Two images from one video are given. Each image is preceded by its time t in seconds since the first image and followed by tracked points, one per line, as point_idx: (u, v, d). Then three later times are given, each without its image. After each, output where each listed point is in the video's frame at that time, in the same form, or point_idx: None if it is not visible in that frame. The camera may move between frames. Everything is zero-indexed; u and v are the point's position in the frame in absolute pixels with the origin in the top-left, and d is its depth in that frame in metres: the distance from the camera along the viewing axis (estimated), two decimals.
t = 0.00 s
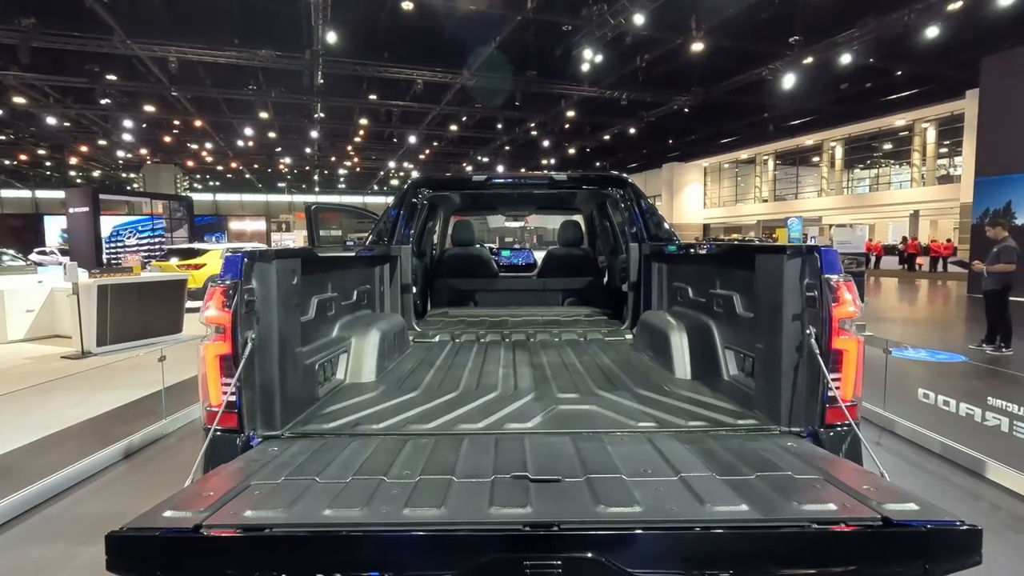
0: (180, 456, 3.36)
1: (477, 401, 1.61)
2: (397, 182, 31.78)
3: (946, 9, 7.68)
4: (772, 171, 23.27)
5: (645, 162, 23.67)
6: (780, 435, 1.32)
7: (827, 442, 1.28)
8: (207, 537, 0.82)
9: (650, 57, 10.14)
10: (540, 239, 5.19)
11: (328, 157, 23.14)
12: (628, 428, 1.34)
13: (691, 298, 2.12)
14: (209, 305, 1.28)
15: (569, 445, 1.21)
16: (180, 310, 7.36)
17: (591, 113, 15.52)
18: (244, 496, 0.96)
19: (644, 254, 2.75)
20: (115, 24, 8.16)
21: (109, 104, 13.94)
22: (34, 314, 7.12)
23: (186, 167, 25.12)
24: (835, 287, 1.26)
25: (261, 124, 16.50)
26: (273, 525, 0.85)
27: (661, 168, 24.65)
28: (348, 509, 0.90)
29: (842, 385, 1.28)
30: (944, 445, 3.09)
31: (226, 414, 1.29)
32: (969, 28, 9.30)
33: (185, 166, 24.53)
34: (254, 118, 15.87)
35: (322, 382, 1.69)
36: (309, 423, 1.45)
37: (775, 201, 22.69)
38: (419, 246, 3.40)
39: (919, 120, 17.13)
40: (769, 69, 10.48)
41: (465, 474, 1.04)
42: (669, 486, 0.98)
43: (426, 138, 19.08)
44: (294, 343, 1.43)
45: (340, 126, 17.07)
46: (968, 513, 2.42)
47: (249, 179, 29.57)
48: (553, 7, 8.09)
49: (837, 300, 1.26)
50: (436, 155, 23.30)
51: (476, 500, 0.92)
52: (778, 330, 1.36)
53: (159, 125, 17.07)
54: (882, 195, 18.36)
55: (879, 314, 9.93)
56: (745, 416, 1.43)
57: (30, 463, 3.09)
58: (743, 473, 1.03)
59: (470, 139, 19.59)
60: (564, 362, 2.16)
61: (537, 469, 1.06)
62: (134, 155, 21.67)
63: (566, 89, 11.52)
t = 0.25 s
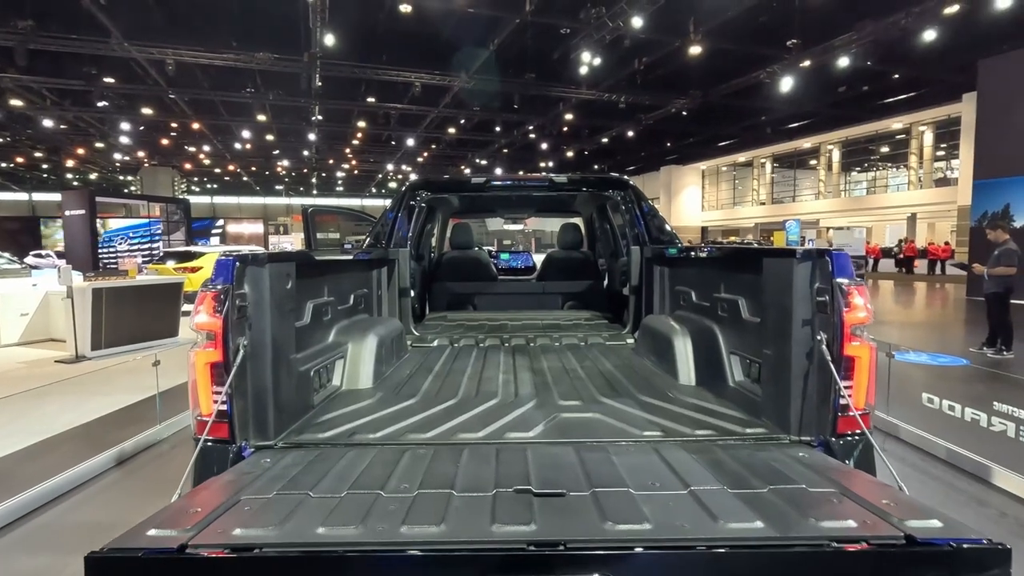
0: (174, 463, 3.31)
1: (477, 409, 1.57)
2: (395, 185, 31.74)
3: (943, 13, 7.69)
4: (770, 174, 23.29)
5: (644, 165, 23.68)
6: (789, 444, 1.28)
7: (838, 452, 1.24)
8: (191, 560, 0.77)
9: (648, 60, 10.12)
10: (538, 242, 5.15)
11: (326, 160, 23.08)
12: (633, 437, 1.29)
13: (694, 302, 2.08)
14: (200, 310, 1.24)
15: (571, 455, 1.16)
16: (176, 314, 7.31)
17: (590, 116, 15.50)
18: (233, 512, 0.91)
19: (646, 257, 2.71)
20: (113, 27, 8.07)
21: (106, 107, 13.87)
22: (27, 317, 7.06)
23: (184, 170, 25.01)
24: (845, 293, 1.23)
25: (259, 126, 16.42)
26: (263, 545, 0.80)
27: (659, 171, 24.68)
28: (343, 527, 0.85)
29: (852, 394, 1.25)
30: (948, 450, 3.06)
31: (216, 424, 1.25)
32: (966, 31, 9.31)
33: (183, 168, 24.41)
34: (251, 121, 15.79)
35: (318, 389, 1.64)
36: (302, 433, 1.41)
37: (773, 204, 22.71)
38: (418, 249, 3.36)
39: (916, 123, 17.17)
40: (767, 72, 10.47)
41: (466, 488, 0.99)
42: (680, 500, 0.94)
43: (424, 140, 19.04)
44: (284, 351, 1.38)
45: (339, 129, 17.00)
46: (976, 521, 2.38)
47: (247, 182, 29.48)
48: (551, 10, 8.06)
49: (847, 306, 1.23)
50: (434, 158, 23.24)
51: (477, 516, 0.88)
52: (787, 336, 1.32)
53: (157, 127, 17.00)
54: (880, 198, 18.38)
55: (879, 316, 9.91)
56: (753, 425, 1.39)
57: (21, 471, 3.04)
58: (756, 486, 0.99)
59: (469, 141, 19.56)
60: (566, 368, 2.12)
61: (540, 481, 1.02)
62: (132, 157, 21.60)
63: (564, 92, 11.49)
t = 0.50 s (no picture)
0: (170, 469, 3.26)
1: (479, 416, 1.53)
2: (393, 187, 31.69)
3: (940, 16, 7.70)
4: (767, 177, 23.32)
5: (641, 168, 23.70)
6: (801, 452, 1.25)
7: (852, 460, 1.21)
8: None
9: (646, 62, 10.12)
10: (537, 244, 5.13)
11: (324, 162, 23.03)
12: (640, 445, 1.26)
13: (699, 305, 2.05)
14: (195, 315, 1.20)
15: (578, 465, 1.13)
16: (172, 317, 7.26)
17: (588, 119, 15.48)
18: (227, 527, 0.87)
19: (648, 260, 2.68)
20: (111, 29, 8.03)
21: (103, 109, 13.81)
22: (22, 321, 6.99)
23: (181, 172, 24.92)
24: (859, 298, 1.19)
25: (256, 128, 16.36)
26: (259, 562, 0.77)
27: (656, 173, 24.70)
28: (343, 543, 0.81)
29: (867, 401, 1.21)
30: (953, 454, 3.03)
31: (211, 432, 1.21)
32: (963, 35, 9.33)
33: (180, 170, 24.33)
34: (249, 123, 15.73)
35: (316, 396, 1.61)
36: (299, 441, 1.37)
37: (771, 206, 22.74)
38: (417, 252, 3.33)
39: (913, 126, 17.21)
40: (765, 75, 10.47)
41: (470, 500, 0.96)
42: (692, 513, 0.90)
43: (422, 143, 18.99)
44: (281, 357, 1.35)
45: (336, 131, 16.95)
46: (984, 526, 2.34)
47: (245, 184, 29.39)
48: (549, 12, 8.05)
49: (860, 312, 1.19)
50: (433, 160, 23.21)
51: (483, 532, 0.84)
52: (798, 342, 1.29)
53: (154, 129, 16.94)
54: (877, 201, 18.42)
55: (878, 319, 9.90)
56: (762, 432, 1.36)
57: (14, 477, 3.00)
58: (770, 498, 0.96)
59: (467, 143, 19.53)
60: (568, 372, 2.08)
61: (547, 493, 0.98)
62: (128, 160, 21.52)
63: (562, 94, 11.48)
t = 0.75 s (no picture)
0: (166, 473, 3.22)
1: (479, 421, 1.50)
2: (390, 189, 31.64)
3: (935, 18, 7.72)
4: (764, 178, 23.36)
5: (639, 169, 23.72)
6: (808, 458, 1.22)
7: (860, 466, 1.19)
8: None
9: (643, 64, 10.11)
10: (535, 246, 5.10)
11: (321, 163, 22.97)
12: (645, 452, 1.24)
13: (701, 308, 2.02)
14: (190, 319, 1.17)
15: (582, 472, 1.10)
16: (168, 319, 7.21)
17: (586, 120, 15.47)
18: (223, 539, 0.84)
19: (648, 262, 2.66)
20: (107, 30, 7.97)
21: (99, 110, 13.74)
22: (17, 323, 6.92)
23: (177, 173, 24.82)
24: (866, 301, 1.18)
25: (253, 129, 16.29)
26: None
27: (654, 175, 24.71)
28: (340, 557, 0.79)
29: (875, 406, 1.19)
30: (954, 457, 3.01)
31: (206, 439, 1.17)
32: (959, 37, 9.35)
33: (176, 172, 24.22)
34: (246, 124, 15.67)
35: (313, 401, 1.58)
36: (295, 446, 1.34)
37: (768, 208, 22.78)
38: (415, 254, 3.30)
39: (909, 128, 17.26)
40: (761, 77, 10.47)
41: (473, 510, 0.93)
42: (702, 523, 0.87)
43: (419, 144, 18.95)
44: (278, 361, 1.32)
45: (334, 132, 16.91)
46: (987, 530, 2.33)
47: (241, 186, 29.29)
48: (546, 14, 8.04)
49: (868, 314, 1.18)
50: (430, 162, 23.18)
51: (487, 544, 0.81)
52: (805, 346, 1.27)
53: (150, 130, 16.86)
54: (874, 202, 18.47)
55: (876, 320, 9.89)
56: (769, 437, 1.33)
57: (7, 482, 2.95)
58: (780, 507, 0.93)
59: (464, 145, 19.51)
60: (569, 376, 2.06)
61: (551, 502, 0.96)
62: (124, 161, 21.42)
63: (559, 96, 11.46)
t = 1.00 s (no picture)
0: (161, 476, 3.19)
1: (477, 425, 1.47)
2: (389, 190, 31.59)
3: (932, 20, 7.72)
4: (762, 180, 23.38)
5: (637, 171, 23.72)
6: (814, 464, 1.20)
7: (867, 472, 1.16)
8: None
9: (641, 66, 10.10)
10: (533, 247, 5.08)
11: (319, 165, 22.91)
12: (647, 457, 1.21)
13: (701, 310, 2.00)
14: (180, 322, 1.14)
15: (582, 479, 1.08)
16: (164, 321, 7.17)
17: (584, 122, 15.45)
18: (213, 550, 0.82)
19: (648, 263, 2.63)
20: (104, 31, 7.92)
21: (96, 111, 13.68)
22: (11, 325, 6.86)
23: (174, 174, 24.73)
24: (873, 303, 1.15)
25: (251, 130, 16.22)
26: None
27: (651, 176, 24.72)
28: (335, 570, 0.76)
29: (882, 409, 1.17)
30: (954, 459, 2.99)
31: (197, 445, 1.14)
32: (956, 39, 9.36)
33: (174, 172, 24.13)
34: (243, 125, 15.61)
35: (308, 405, 1.55)
36: (289, 452, 1.31)
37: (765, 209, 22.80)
38: (413, 255, 3.27)
39: (906, 129, 17.29)
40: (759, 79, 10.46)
41: (473, 520, 0.90)
42: (707, 532, 0.85)
43: (417, 145, 18.92)
44: (272, 365, 1.29)
45: (332, 133, 16.86)
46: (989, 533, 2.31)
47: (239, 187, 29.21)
48: (545, 15, 8.01)
49: (876, 316, 1.15)
50: (428, 163, 23.15)
51: (488, 555, 0.79)
52: (810, 350, 1.24)
53: (147, 131, 16.78)
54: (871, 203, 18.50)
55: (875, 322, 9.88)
56: (773, 442, 1.31)
57: None
58: (788, 514, 0.91)
59: (462, 146, 19.48)
60: (569, 379, 2.04)
61: (552, 510, 0.93)
62: (121, 162, 21.33)
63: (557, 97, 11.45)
